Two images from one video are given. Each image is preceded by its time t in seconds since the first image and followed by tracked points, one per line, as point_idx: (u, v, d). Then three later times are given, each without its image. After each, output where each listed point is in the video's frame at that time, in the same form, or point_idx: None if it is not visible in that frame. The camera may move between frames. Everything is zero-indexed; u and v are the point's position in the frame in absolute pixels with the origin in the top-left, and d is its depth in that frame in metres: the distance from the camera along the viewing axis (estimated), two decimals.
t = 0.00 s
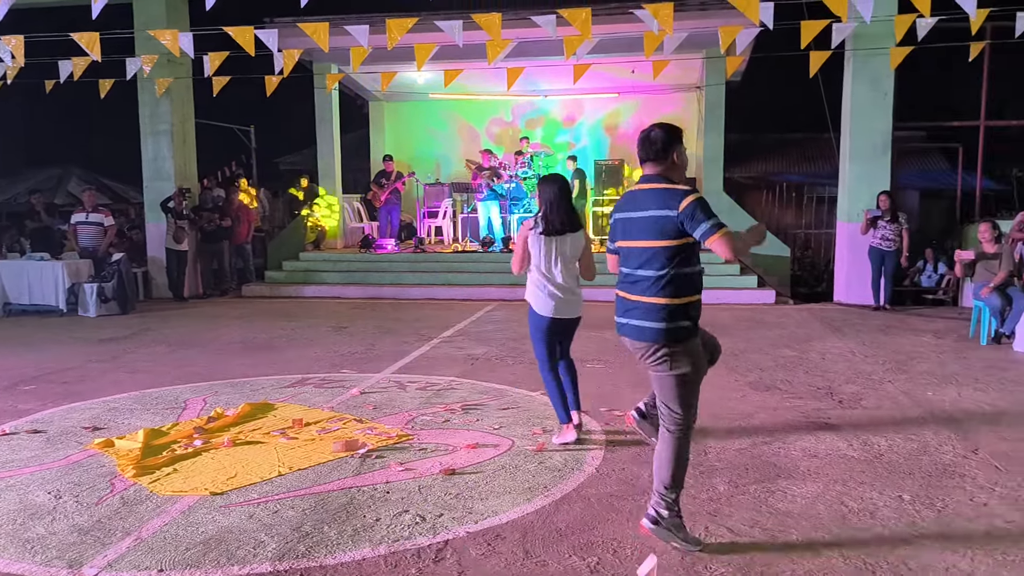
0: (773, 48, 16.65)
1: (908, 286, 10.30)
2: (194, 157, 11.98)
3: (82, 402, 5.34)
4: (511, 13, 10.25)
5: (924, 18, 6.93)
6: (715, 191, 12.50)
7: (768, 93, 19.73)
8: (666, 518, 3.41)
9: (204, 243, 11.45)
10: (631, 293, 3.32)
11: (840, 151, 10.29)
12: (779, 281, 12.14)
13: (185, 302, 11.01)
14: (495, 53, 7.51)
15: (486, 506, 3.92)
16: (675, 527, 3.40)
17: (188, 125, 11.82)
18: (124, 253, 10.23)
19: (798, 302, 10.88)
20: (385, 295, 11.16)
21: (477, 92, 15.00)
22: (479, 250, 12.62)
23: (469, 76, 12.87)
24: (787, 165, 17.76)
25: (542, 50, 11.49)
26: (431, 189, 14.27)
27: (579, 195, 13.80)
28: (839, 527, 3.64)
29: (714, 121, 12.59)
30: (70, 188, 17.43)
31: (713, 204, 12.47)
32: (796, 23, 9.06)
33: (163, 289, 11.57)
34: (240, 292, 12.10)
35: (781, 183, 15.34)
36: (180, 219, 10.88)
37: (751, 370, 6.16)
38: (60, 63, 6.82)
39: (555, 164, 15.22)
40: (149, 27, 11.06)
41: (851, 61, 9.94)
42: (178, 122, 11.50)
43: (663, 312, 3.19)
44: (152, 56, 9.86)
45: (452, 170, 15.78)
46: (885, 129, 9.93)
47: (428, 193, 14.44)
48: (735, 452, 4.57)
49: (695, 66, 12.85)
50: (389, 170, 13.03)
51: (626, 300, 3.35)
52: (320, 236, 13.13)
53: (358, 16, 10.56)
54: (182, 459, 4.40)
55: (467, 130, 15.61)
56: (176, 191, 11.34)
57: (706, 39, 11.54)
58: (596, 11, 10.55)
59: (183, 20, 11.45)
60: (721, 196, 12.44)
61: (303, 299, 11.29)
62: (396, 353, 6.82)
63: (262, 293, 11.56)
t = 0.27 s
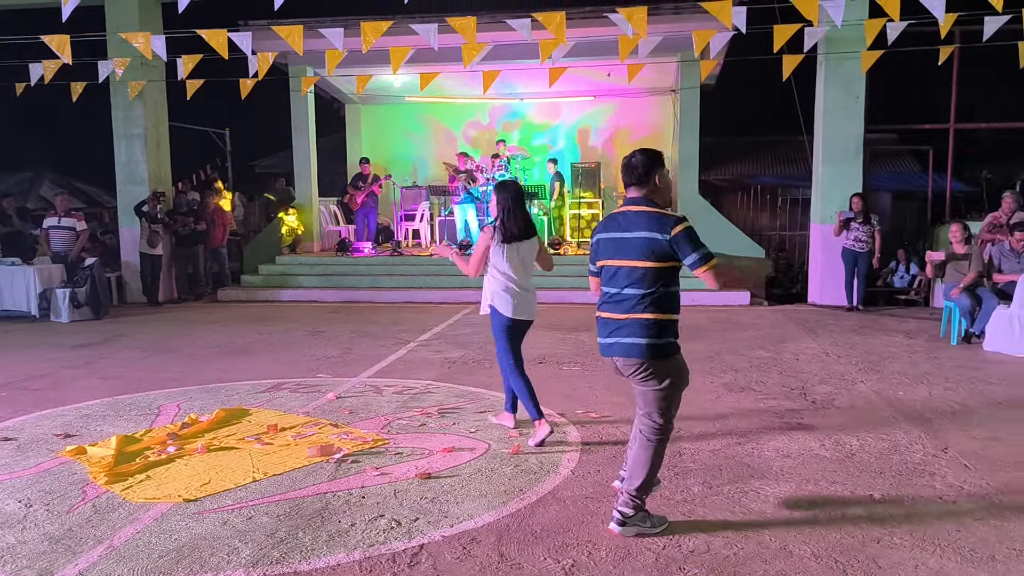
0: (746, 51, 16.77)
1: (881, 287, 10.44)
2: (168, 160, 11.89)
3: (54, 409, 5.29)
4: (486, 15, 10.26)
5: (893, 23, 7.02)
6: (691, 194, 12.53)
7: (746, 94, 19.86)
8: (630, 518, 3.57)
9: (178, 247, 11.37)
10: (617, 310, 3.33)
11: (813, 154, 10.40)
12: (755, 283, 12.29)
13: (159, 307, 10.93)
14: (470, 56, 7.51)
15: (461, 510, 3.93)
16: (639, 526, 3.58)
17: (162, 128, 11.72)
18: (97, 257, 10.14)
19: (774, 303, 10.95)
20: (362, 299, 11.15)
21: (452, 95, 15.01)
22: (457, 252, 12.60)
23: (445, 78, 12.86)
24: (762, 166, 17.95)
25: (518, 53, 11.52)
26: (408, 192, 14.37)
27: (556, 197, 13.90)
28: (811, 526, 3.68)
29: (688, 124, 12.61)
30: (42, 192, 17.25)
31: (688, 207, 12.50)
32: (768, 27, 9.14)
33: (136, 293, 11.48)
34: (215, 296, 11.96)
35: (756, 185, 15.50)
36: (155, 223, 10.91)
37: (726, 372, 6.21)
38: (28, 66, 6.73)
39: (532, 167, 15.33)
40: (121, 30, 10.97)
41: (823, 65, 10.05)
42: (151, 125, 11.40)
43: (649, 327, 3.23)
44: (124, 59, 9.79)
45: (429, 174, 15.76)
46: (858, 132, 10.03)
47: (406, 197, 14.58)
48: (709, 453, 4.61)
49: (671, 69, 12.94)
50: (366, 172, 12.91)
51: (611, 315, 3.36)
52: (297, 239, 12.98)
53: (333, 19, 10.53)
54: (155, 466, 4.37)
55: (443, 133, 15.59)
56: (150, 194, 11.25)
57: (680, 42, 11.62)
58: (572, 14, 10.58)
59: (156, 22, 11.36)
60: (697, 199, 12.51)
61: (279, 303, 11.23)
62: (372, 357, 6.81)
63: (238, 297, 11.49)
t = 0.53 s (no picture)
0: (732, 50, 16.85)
1: (867, 285, 10.49)
2: (152, 160, 11.81)
3: (37, 411, 5.24)
4: (473, 15, 10.26)
5: (877, 22, 7.07)
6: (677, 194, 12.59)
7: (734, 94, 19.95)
8: (620, 510, 3.61)
9: (164, 248, 11.26)
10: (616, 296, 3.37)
11: (799, 152, 10.46)
12: (740, 281, 12.41)
13: (145, 308, 10.89)
14: (455, 55, 7.51)
15: (449, 509, 3.93)
16: (628, 518, 3.63)
17: (146, 128, 11.65)
18: (81, 258, 10.07)
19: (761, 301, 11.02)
20: (349, 299, 11.13)
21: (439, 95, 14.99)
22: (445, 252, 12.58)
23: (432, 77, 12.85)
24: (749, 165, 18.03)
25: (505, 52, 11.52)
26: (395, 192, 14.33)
27: (544, 196, 13.91)
28: (797, 522, 3.69)
29: (675, 123, 12.66)
30: (25, 192, 17.15)
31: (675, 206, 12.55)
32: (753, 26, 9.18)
33: (122, 295, 11.41)
34: (201, 296, 11.86)
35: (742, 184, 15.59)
36: (139, 224, 10.84)
37: (714, 369, 6.24)
38: (11, 65, 6.67)
39: (520, 166, 15.27)
40: (105, 29, 10.89)
41: (808, 64, 10.10)
42: (135, 125, 11.32)
43: (648, 313, 3.28)
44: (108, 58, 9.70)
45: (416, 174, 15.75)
46: (843, 131, 10.09)
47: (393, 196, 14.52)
48: (696, 451, 4.62)
49: (658, 69, 12.98)
50: (353, 172, 13.02)
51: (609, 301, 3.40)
52: (284, 239, 12.90)
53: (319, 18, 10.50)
54: (140, 467, 4.34)
55: (430, 132, 15.57)
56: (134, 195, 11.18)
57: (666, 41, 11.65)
58: (558, 13, 10.60)
59: (140, 22, 11.29)
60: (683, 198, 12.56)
61: (265, 304, 11.18)
62: (360, 357, 6.79)
63: (224, 298, 11.43)
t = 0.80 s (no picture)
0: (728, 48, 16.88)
1: (863, 283, 10.52)
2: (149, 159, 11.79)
3: (33, 411, 5.22)
4: (470, 13, 10.25)
5: (873, 20, 7.10)
6: (674, 192, 12.61)
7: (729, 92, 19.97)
8: (619, 507, 3.63)
9: (160, 247, 11.27)
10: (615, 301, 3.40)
11: (795, 150, 10.50)
12: (737, 279, 12.40)
13: (141, 307, 10.83)
14: (452, 54, 7.49)
15: (448, 508, 3.93)
16: (628, 515, 3.65)
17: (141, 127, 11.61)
18: (76, 257, 10.05)
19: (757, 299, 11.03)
20: (346, 298, 11.12)
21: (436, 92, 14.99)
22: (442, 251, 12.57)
23: (428, 76, 12.85)
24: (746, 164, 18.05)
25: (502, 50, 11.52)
26: (391, 191, 14.26)
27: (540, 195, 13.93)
28: (795, 519, 3.70)
29: (671, 121, 12.68)
30: (20, 191, 17.05)
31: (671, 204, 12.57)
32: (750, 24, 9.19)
33: (118, 294, 11.37)
34: (198, 296, 11.81)
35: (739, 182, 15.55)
36: (135, 223, 10.83)
37: (711, 367, 6.24)
38: (5, 63, 6.63)
39: (516, 165, 15.24)
40: (100, 28, 10.84)
41: (804, 62, 10.12)
42: (131, 124, 11.28)
43: (649, 314, 3.31)
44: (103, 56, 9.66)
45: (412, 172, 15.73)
46: (839, 128, 10.14)
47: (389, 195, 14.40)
48: (694, 448, 4.62)
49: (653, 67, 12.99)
50: (349, 171, 13.05)
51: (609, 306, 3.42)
52: (280, 238, 12.86)
53: (316, 16, 10.48)
54: (137, 467, 4.33)
55: (426, 130, 15.56)
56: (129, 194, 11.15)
57: (663, 39, 11.66)
58: (554, 12, 10.60)
59: (135, 20, 11.25)
60: (680, 195, 12.58)
61: (262, 303, 11.16)
62: (357, 356, 6.78)
63: (221, 297, 11.40)
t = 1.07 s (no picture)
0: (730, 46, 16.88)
1: (865, 282, 10.51)
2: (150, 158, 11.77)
3: (37, 410, 5.22)
4: (471, 11, 10.24)
5: (876, 18, 7.09)
6: (675, 190, 12.64)
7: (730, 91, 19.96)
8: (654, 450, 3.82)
9: (162, 246, 11.28)
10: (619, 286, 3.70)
11: (796, 148, 10.50)
12: (740, 277, 12.39)
13: (143, 306, 10.82)
14: (455, 51, 7.48)
15: (452, 506, 3.92)
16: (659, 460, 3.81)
17: (143, 126, 11.59)
18: (78, 257, 10.03)
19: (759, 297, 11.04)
20: (348, 296, 11.11)
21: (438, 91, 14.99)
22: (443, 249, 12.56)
23: (430, 74, 12.86)
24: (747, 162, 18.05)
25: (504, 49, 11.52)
26: (394, 189, 14.28)
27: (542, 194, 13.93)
28: (799, 517, 3.70)
29: (674, 118, 12.68)
30: (21, 190, 16.99)
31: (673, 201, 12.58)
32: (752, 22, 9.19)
33: (119, 293, 11.35)
34: (199, 294, 11.79)
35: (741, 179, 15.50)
36: (137, 222, 10.79)
37: (714, 365, 6.24)
38: (7, 62, 6.61)
39: (518, 163, 15.27)
40: (101, 26, 10.83)
41: (806, 60, 10.11)
42: (132, 123, 11.26)
43: (649, 298, 3.63)
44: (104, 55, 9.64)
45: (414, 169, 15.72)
46: (841, 126, 10.14)
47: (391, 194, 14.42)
48: (698, 446, 4.62)
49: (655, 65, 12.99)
50: (350, 169, 13.07)
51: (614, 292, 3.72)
52: (282, 237, 12.85)
53: (317, 15, 10.47)
54: (141, 466, 4.32)
55: (428, 129, 15.56)
56: (130, 193, 11.14)
57: (664, 38, 11.66)
58: (556, 10, 10.59)
59: (136, 20, 11.24)
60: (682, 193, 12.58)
61: (264, 301, 11.15)
62: (359, 355, 6.77)
63: (222, 296, 11.40)
